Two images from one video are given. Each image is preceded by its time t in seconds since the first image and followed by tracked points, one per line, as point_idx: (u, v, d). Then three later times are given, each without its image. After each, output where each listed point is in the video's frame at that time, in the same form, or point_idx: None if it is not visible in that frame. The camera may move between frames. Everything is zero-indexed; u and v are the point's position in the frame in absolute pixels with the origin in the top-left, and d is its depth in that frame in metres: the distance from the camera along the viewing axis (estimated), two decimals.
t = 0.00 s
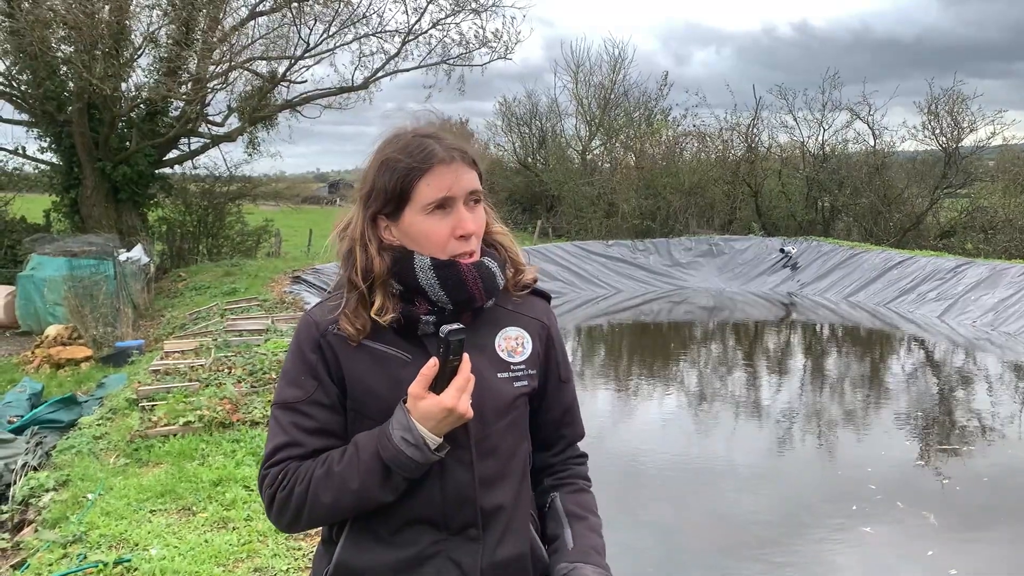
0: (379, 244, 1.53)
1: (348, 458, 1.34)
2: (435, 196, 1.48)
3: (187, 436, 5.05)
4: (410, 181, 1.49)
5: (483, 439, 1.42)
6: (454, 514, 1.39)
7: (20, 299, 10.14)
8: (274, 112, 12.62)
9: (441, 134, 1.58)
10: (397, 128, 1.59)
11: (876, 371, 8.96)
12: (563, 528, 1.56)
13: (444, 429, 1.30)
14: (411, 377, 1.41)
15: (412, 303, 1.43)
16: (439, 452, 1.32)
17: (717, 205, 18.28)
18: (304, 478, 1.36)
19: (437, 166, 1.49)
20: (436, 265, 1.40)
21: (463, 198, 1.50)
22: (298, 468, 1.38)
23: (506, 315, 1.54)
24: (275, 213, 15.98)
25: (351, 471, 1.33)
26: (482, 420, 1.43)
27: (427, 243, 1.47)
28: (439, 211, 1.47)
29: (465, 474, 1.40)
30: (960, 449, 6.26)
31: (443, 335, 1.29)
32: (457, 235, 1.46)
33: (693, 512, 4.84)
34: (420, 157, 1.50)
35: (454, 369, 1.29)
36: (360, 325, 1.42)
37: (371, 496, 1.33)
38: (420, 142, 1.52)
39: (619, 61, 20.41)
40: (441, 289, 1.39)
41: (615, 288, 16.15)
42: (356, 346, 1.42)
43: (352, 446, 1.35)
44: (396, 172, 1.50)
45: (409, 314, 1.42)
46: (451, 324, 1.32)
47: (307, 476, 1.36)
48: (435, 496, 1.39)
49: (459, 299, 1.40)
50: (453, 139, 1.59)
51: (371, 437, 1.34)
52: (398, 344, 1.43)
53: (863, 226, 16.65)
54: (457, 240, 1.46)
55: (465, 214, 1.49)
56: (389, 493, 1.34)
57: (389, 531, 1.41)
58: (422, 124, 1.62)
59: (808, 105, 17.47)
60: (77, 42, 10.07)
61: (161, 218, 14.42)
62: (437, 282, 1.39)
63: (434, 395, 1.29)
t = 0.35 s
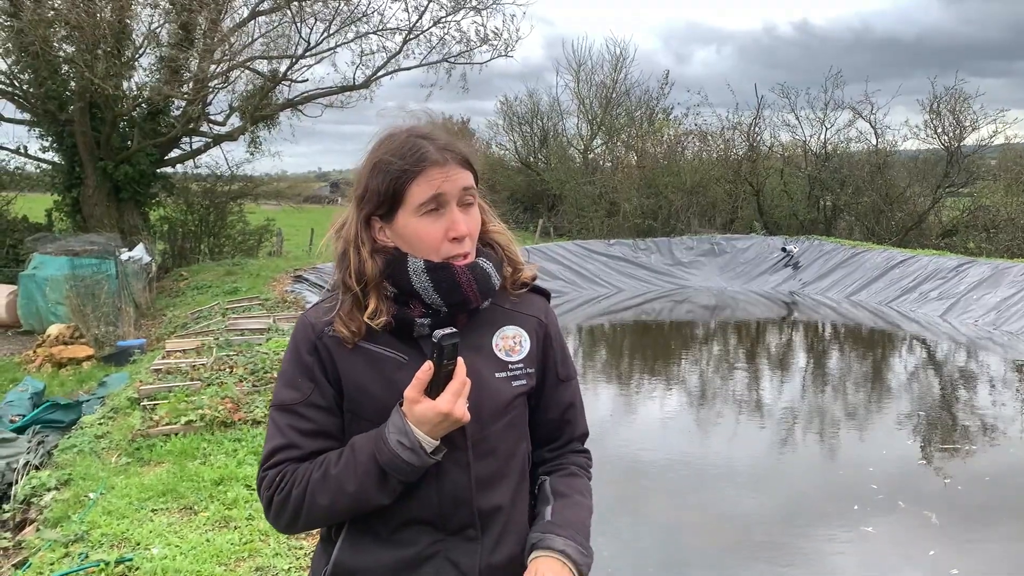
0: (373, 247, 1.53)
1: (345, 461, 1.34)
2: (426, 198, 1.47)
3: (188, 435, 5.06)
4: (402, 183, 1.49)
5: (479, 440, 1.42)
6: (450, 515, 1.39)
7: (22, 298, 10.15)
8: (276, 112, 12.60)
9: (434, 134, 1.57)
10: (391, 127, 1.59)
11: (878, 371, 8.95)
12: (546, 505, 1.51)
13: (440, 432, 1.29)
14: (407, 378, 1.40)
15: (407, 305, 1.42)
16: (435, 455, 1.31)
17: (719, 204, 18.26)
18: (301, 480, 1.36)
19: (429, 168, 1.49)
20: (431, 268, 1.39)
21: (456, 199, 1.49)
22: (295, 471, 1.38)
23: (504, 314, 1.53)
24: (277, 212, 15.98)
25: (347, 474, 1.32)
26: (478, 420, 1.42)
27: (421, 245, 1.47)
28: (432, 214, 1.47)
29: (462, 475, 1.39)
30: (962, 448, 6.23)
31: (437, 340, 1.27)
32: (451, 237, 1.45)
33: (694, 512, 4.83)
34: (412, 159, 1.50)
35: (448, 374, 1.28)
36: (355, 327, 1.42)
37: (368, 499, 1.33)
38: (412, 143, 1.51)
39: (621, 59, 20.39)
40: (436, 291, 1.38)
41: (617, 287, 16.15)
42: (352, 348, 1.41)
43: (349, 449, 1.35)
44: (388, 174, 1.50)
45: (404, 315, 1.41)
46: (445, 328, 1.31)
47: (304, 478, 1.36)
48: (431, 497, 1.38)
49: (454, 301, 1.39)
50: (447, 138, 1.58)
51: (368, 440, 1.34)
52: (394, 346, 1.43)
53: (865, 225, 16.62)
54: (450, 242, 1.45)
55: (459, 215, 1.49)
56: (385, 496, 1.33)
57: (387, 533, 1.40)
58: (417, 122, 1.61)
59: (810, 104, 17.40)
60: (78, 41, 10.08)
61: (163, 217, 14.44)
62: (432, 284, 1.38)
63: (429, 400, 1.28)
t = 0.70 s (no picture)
0: (371, 246, 1.53)
1: (344, 462, 1.33)
2: (423, 196, 1.47)
3: (189, 435, 5.05)
4: (398, 180, 1.48)
5: (480, 437, 1.41)
6: (450, 516, 1.38)
7: (23, 298, 10.15)
8: (276, 111, 12.59)
9: (432, 131, 1.56)
10: (390, 125, 1.59)
11: (880, 370, 8.93)
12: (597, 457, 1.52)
13: (438, 434, 1.28)
14: (406, 379, 1.40)
15: (406, 305, 1.42)
16: (434, 456, 1.31)
17: (720, 203, 18.23)
18: (299, 481, 1.36)
19: (425, 166, 1.48)
20: (429, 268, 1.39)
21: (453, 197, 1.49)
22: (294, 471, 1.38)
23: (504, 313, 1.52)
24: (278, 211, 15.99)
25: (345, 474, 1.32)
26: (478, 419, 1.42)
27: (417, 244, 1.46)
28: (428, 211, 1.46)
29: (462, 475, 1.39)
30: (964, 448, 6.22)
31: (434, 342, 1.26)
32: (446, 235, 1.44)
33: (696, 512, 4.82)
34: (408, 156, 1.49)
35: (446, 375, 1.27)
36: (352, 327, 1.41)
37: (367, 500, 1.32)
38: (409, 140, 1.51)
39: (622, 59, 20.38)
40: (434, 291, 1.38)
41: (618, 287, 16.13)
42: (350, 348, 1.41)
43: (347, 450, 1.35)
44: (385, 171, 1.50)
45: (402, 316, 1.40)
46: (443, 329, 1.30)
47: (302, 479, 1.36)
48: (431, 497, 1.38)
49: (452, 301, 1.39)
50: (445, 137, 1.58)
51: (366, 440, 1.33)
52: (393, 345, 1.42)
53: (866, 224, 16.59)
54: (447, 241, 1.44)
55: (455, 213, 1.48)
56: (385, 498, 1.33)
57: (387, 532, 1.40)
58: (416, 121, 1.61)
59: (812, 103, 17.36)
60: (79, 40, 10.06)
61: (164, 217, 14.44)
62: (429, 284, 1.38)
63: (428, 401, 1.27)
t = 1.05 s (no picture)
0: (370, 244, 1.53)
1: (348, 461, 1.33)
2: (419, 194, 1.46)
3: (190, 434, 5.05)
4: (394, 178, 1.48)
5: (484, 437, 1.40)
6: (456, 516, 1.38)
7: (25, 297, 10.15)
8: (278, 111, 12.59)
9: (432, 130, 1.55)
10: (390, 125, 1.58)
11: (881, 370, 8.92)
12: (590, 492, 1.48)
13: (445, 433, 1.28)
14: (410, 378, 1.39)
15: (408, 304, 1.41)
16: (440, 455, 1.30)
17: (721, 203, 18.22)
18: (304, 480, 1.35)
19: (422, 163, 1.47)
20: (431, 266, 1.38)
21: (451, 195, 1.48)
22: (298, 471, 1.37)
23: (507, 312, 1.52)
24: (279, 211, 16.00)
25: (351, 474, 1.31)
26: (482, 418, 1.41)
27: (415, 242, 1.45)
28: (424, 209, 1.46)
29: (467, 475, 1.38)
30: (965, 448, 6.21)
31: (440, 340, 1.26)
32: (443, 233, 1.44)
33: (696, 512, 4.80)
34: (406, 154, 1.49)
35: (453, 373, 1.27)
36: (353, 324, 1.41)
37: (372, 500, 1.31)
38: (406, 139, 1.50)
39: (623, 58, 20.38)
40: (437, 290, 1.37)
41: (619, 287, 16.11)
42: (352, 346, 1.41)
43: (351, 449, 1.34)
44: (383, 170, 1.50)
45: (405, 315, 1.40)
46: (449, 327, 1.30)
47: (306, 479, 1.35)
48: (436, 497, 1.37)
49: (456, 299, 1.38)
50: (445, 136, 1.57)
51: (371, 440, 1.33)
52: (395, 344, 1.41)
53: (868, 224, 16.56)
54: (444, 239, 1.43)
55: (453, 211, 1.47)
56: (391, 498, 1.32)
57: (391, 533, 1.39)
58: (417, 120, 1.60)
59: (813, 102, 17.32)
60: (80, 40, 10.06)
61: (166, 216, 14.44)
62: (432, 282, 1.37)
63: (435, 399, 1.26)
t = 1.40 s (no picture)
0: (376, 244, 1.53)
1: (350, 461, 1.33)
2: (426, 197, 1.46)
3: (193, 434, 5.05)
4: (402, 179, 1.48)
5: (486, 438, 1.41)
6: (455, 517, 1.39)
7: (28, 297, 10.15)
8: (279, 111, 12.60)
9: (441, 132, 1.55)
10: (399, 125, 1.58)
11: (884, 370, 8.91)
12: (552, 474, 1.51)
13: (446, 434, 1.28)
14: (413, 378, 1.39)
15: (411, 306, 1.41)
16: (440, 456, 1.30)
17: (723, 203, 18.21)
18: (305, 480, 1.35)
19: (429, 165, 1.47)
20: (434, 268, 1.37)
21: (458, 198, 1.47)
22: (300, 471, 1.37)
23: (511, 314, 1.51)
24: (281, 211, 16.01)
25: (352, 475, 1.31)
26: (484, 420, 1.41)
27: (420, 243, 1.45)
28: (430, 211, 1.46)
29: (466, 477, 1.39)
30: (967, 448, 6.20)
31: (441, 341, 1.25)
32: (449, 236, 1.43)
33: (698, 513, 4.80)
34: (414, 156, 1.48)
35: (454, 374, 1.26)
36: (358, 325, 1.41)
37: (373, 500, 1.31)
38: (415, 140, 1.50)
39: (625, 58, 20.37)
40: (439, 292, 1.37)
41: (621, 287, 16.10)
42: (355, 346, 1.41)
43: (353, 450, 1.34)
44: (390, 171, 1.50)
45: (408, 317, 1.39)
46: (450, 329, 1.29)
47: (308, 478, 1.35)
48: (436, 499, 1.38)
49: (458, 301, 1.38)
50: (454, 138, 1.57)
51: (373, 440, 1.33)
52: (398, 346, 1.41)
53: (870, 224, 16.52)
54: (449, 242, 1.43)
55: (459, 214, 1.46)
56: (391, 499, 1.32)
57: (392, 533, 1.39)
58: (425, 121, 1.60)
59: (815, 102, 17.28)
60: (82, 41, 10.06)
61: (168, 216, 14.46)
62: (434, 284, 1.36)
63: (435, 400, 1.26)
